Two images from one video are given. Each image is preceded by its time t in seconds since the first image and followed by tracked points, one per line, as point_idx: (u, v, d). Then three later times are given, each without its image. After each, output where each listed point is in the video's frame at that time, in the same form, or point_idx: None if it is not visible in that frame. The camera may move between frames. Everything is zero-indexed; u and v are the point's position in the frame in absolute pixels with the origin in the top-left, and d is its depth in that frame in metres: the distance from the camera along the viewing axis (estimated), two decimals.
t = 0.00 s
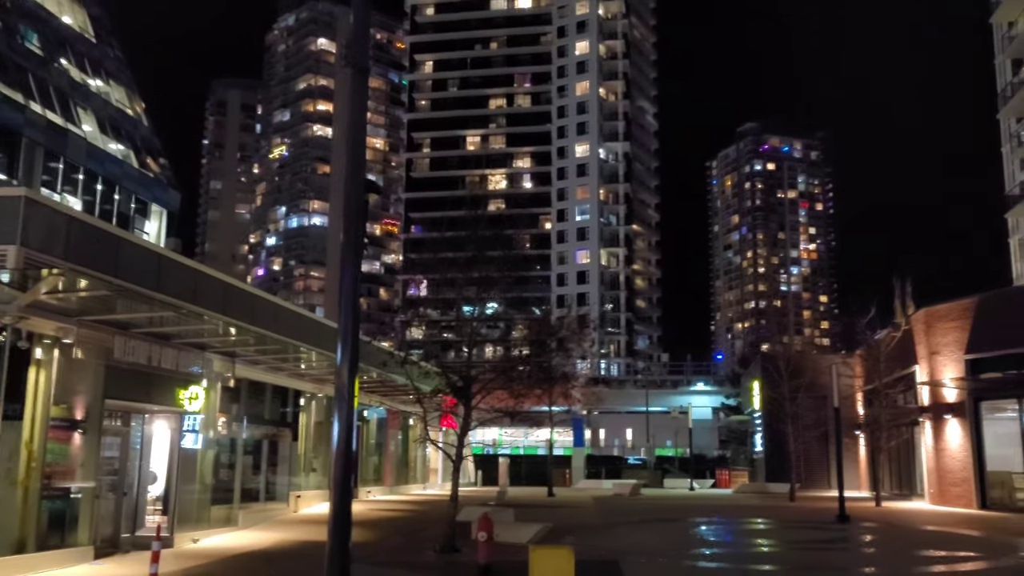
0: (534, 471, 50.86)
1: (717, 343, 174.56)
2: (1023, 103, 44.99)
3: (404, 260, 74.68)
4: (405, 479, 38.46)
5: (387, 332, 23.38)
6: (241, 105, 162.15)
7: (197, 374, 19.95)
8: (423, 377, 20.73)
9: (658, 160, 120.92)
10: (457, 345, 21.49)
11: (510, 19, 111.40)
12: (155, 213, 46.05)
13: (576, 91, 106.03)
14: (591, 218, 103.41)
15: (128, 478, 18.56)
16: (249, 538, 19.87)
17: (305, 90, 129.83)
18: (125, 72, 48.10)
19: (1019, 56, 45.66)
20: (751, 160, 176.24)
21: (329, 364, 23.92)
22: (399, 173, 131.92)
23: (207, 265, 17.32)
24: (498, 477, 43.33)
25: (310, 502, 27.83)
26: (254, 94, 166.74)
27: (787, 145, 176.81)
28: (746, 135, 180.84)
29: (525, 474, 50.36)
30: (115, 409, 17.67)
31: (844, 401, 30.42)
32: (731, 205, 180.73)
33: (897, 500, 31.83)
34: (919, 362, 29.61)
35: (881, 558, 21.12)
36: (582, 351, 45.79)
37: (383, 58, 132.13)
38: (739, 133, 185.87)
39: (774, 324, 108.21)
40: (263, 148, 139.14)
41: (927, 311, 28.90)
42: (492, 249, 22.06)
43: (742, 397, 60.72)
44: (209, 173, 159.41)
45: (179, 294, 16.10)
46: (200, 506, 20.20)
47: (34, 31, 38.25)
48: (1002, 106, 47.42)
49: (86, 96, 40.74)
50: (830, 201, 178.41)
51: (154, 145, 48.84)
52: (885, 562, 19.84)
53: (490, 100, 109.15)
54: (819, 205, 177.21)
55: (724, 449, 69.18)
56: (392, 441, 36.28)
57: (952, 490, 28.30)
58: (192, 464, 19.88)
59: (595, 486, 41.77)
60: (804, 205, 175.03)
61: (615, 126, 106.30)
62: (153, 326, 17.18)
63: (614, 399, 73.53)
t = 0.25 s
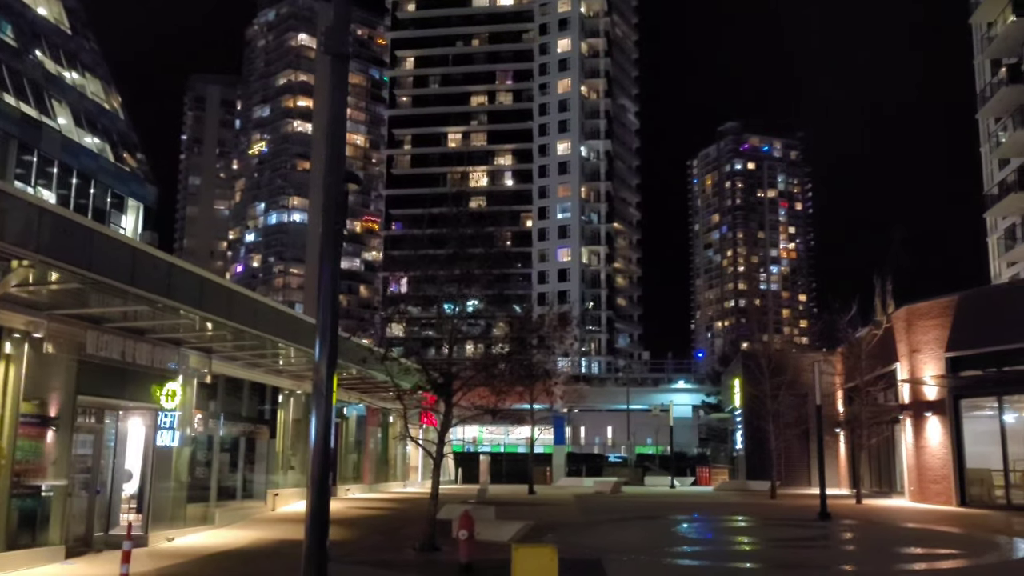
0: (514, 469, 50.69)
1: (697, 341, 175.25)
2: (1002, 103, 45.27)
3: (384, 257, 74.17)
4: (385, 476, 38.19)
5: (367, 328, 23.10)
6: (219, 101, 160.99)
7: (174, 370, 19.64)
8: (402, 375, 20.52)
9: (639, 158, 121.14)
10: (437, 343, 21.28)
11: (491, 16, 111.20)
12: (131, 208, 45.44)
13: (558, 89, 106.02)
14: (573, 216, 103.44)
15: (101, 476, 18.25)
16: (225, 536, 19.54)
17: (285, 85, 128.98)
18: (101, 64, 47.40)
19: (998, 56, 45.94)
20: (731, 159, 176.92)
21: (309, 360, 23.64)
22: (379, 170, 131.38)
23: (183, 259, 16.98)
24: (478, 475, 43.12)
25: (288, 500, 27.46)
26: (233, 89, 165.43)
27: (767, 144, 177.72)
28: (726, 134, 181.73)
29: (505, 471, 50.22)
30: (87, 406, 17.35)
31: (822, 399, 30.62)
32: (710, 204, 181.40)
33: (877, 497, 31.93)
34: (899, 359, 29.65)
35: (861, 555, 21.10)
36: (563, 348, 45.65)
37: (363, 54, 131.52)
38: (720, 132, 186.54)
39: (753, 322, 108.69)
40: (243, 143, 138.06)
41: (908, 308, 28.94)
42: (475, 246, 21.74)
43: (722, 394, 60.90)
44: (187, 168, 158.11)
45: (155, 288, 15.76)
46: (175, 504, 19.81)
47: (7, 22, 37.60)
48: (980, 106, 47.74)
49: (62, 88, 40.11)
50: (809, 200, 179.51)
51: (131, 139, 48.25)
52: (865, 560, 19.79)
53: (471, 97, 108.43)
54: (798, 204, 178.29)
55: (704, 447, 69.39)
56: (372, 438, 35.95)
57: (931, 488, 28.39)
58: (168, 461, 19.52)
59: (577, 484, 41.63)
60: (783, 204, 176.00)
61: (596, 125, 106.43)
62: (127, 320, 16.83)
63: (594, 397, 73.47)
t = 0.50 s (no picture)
0: (502, 464, 50.44)
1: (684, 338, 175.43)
2: (990, 99, 45.28)
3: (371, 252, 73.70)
4: (371, 472, 37.89)
5: (354, 321, 22.76)
6: (206, 95, 160.10)
7: (158, 364, 19.30)
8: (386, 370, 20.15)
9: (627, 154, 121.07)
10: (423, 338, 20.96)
11: (480, 11, 110.83)
12: (115, 201, 44.97)
13: (547, 84, 105.86)
14: (561, 212, 103.26)
15: (81, 470, 17.91)
16: (208, 532, 19.21)
17: (272, 80, 128.23)
18: (85, 56, 46.82)
19: (987, 52, 45.94)
20: (720, 156, 177.08)
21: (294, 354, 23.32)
22: (367, 165, 130.82)
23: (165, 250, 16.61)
24: (465, 470, 42.85)
25: (273, 496, 27.10)
26: (220, 83, 164.40)
27: (755, 142, 178.10)
28: (714, 131, 182.03)
29: (493, 467, 50.02)
30: (66, 398, 17.01)
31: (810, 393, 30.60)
32: (698, 201, 181.53)
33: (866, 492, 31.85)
34: (889, 354, 29.56)
35: (851, 550, 20.94)
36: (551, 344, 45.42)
37: (351, 49, 130.91)
38: (708, 129, 186.68)
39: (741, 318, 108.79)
40: (229, 138, 137.13)
41: (898, 303, 28.85)
42: (461, 242, 21.51)
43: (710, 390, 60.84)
44: (173, 163, 157.14)
45: (137, 280, 15.41)
46: (157, 499, 19.47)
47: None
48: (968, 102, 47.76)
49: (45, 79, 39.61)
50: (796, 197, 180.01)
51: (115, 131, 47.74)
52: (854, 555, 19.63)
53: (460, 92, 108.38)
54: (786, 201, 178.74)
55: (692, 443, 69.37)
56: (359, 433, 35.64)
57: (920, 483, 28.30)
58: (150, 455, 19.18)
59: (564, 480, 41.44)
60: (771, 201, 176.36)
61: (585, 120, 106.46)
62: (109, 311, 16.46)
63: (582, 393, 73.28)
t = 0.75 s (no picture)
0: (494, 463, 50.27)
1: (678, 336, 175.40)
2: (985, 98, 45.16)
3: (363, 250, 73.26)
4: (363, 471, 37.60)
5: (346, 320, 22.51)
6: (198, 92, 159.42)
7: (146, 363, 19.04)
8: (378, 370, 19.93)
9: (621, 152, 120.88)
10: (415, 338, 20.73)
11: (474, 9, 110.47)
12: (105, 197, 44.53)
13: (540, 83, 105.63)
14: (555, 210, 103.08)
15: (68, 470, 17.64)
16: (197, 533, 18.94)
17: (265, 77, 127.64)
18: (75, 51, 46.34)
19: (982, 51, 45.82)
20: (713, 155, 177.05)
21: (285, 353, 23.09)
22: (360, 163, 130.36)
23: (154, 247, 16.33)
24: (458, 470, 42.58)
25: (264, 496, 26.83)
26: (212, 80, 163.63)
27: (748, 141, 178.18)
28: (708, 130, 182.06)
29: (486, 467, 49.80)
30: (52, 397, 16.76)
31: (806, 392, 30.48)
32: (692, 200, 181.45)
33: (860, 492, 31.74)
34: (884, 353, 29.43)
35: (845, 551, 20.76)
36: (544, 343, 45.18)
37: (344, 46, 130.47)
38: (701, 128, 186.66)
39: (734, 317, 108.81)
40: (221, 135, 136.50)
41: (894, 302, 28.73)
42: (456, 242, 21.27)
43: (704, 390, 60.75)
44: (165, 160, 156.43)
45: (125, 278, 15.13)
46: (146, 499, 19.19)
47: None
48: (963, 101, 47.66)
49: (34, 75, 39.17)
50: (789, 197, 180.11)
51: (106, 127, 47.30)
52: (848, 557, 19.40)
53: (454, 90, 108.24)
54: (779, 200, 178.81)
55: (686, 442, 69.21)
56: (350, 432, 35.36)
57: (915, 483, 28.19)
58: (138, 455, 18.91)
59: (557, 479, 41.24)
60: (764, 201, 176.44)
61: (578, 119, 106.00)
62: (96, 308, 16.21)
63: (575, 392, 73.02)
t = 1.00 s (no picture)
0: (489, 464, 50.07)
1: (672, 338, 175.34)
2: (980, 99, 45.11)
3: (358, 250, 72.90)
4: (357, 472, 37.32)
5: (339, 320, 22.26)
6: (192, 92, 158.95)
7: (137, 362, 18.76)
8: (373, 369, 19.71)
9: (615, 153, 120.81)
10: (409, 339, 20.50)
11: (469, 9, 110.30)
12: (97, 196, 44.17)
13: (535, 83, 105.74)
14: (549, 211, 102.97)
15: (56, 470, 17.33)
16: (188, 534, 18.64)
17: (259, 77, 127.30)
18: (67, 48, 46.01)
19: (977, 52, 45.76)
20: (707, 157, 177.15)
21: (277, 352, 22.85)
22: (354, 163, 130.06)
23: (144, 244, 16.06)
24: (452, 471, 42.34)
25: (256, 497, 26.53)
26: (206, 80, 163.09)
27: (742, 142, 178.36)
28: (702, 131, 182.21)
29: (480, 468, 49.57)
30: (40, 396, 16.45)
31: (803, 393, 30.33)
32: (686, 201, 181.47)
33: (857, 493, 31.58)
34: (881, 354, 29.29)
35: (843, 553, 20.58)
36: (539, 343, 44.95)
37: (338, 47, 130.36)
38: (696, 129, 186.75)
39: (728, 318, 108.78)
40: (215, 135, 136.05)
41: (890, 302, 28.59)
42: (451, 242, 21.05)
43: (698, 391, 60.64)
44: (158, 159, 155.87)
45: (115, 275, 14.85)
46: (136, 500, 18.89)
47: None
48: (958, 102, 47.65)
49: (26, 72, 38.84)
50: (783, 199, 180.32)
51: (98, 125, 46.96)
52: (845, 558, 19.21)
53: (448, 90, 107.81)
54: (773, 202, 178.92)
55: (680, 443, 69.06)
56: (344, 432, 35.10)
57: (912, 485, 28.07)
58: (128, 455, 18.61)
59: (553, 480, 41.04)
60: (758, 203, 176.57)
61: (573, 119, 106.28)
62: (85, 306, 15.95)
63: (569, 393, 72.78)
